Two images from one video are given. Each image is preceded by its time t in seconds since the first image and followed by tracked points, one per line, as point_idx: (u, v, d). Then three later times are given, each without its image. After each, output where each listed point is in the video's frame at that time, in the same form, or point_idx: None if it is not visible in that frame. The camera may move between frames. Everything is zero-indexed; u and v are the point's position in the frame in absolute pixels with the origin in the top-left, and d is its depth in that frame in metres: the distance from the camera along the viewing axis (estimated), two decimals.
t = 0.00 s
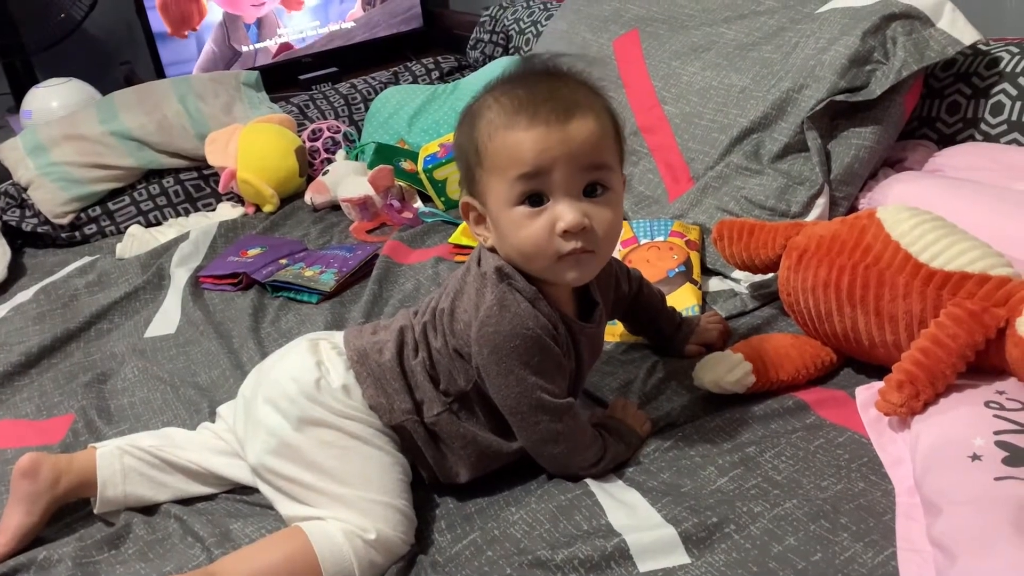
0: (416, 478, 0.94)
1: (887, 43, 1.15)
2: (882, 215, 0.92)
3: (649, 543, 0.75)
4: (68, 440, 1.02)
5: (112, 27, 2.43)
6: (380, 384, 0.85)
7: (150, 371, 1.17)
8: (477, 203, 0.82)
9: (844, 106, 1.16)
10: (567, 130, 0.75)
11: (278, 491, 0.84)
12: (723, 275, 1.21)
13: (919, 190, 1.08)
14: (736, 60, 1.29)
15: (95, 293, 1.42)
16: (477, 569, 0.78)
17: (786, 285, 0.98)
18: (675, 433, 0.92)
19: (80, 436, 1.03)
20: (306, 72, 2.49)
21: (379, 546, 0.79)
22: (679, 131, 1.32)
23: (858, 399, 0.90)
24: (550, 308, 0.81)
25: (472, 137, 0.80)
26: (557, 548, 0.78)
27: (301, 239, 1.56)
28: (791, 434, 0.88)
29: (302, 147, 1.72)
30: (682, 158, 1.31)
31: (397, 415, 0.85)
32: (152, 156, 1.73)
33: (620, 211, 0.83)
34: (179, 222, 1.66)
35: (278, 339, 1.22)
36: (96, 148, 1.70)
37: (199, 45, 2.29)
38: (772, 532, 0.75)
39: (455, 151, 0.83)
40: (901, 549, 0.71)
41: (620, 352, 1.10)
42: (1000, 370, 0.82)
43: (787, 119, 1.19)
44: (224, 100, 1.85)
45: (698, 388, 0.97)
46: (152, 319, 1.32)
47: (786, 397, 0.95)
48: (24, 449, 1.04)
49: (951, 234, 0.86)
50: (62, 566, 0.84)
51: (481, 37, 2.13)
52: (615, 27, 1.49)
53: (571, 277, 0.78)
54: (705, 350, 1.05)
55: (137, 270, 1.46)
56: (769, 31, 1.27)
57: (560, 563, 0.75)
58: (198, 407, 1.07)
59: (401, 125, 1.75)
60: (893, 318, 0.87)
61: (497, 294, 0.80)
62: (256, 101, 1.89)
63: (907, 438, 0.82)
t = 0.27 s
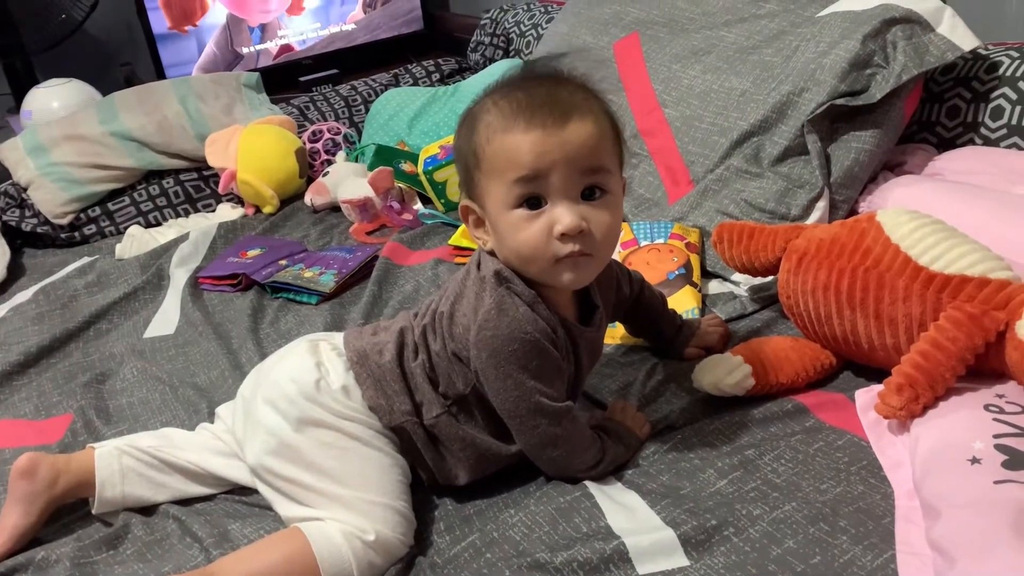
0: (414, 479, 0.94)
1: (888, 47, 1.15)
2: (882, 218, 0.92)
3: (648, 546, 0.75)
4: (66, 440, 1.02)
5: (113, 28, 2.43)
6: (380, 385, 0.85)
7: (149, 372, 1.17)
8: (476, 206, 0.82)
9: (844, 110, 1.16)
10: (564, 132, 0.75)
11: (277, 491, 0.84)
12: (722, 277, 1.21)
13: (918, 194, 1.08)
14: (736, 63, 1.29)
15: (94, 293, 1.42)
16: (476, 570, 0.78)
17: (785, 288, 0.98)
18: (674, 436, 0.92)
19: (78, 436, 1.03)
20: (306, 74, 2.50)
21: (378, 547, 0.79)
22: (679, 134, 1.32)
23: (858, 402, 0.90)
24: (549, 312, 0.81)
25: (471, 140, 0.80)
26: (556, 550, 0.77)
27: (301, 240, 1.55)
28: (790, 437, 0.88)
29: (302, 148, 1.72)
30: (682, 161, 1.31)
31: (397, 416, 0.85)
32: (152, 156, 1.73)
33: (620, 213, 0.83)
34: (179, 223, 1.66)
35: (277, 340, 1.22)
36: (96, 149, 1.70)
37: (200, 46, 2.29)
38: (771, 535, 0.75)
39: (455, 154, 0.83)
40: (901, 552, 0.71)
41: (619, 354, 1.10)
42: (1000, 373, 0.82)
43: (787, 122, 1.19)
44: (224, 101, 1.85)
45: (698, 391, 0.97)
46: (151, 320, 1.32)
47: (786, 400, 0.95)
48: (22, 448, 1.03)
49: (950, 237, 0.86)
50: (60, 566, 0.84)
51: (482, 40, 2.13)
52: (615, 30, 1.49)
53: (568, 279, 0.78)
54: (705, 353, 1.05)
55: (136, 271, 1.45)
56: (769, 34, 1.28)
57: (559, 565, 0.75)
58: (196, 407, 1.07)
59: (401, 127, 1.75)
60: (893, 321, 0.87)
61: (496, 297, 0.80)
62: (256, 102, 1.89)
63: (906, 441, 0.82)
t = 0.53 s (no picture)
0: (414, 482, 0.94)
1: (888, 51, 1.15)
2: (882, 222, 0.92)
3: (648, 549, 0.75)
4: (66, 441, 1.02)
5: (115, 30, 2.44)
6: (381, 387, 0.85)
7: (148, 373, 1.17)
8: (471, 211, 0.82)
9: (844, 114, 1.16)
10: (556, 138, 0.75)
11: (276, 492, 0.84)
12: (722, 281, 1.21)
13: (919, 198, 1.08)
14: (737, 67, 1.29)
15: (94, 294, 1.42)
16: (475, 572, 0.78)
17: (785, 292, 0.98)
18: (674, 439, 0.92)
19: (78, 437, 1.03)
20: (308, 77, 2.50)
21: (377, 548, 0.79)
22: (679, 137, 1.32)
23: (857, 405, 0.90)
24: (546, 316, 0.81)
25: (465, 146, 0.80)
26: (556, 553, 0.77)
27: (302, 242, 1.56)
28: (790, 440, 0.88)
29: (303, 150, 1.72)
30: (683, 165, 1.31)
31: (397, 417, 0.85)
32: (153, 158, 1.73)
33: (616, 217, 0.83)
34: (180, 224, 1.66)
35: (277, 341, 1.22)
36: (97, 150, 1.70)
37: (201, 48, 2.29)
38: (771, 539, 0.75)
39: (450, 160, 0.83)
40: (900, 556, 0.71)
41: (619, 357, 1.10)
42: (1000, 377, 0.82)
43: (787, 126, 1.20)
44: (226, 102, 1.85)
45: (697, 394, 0.97)
46: (151, 321, 1.32)
47: (786, 404, 0.95)
48: (21, 449, 1.03)
49: (951, 242, 0.86)
50: (59, 567, 0.84)
51: (483, 43, 2.13)
52: (616, 34, 1.50)
53: (563, 284, 0.78)
54: (706, 356, 1.05)
55: (137, 272, 1.46)
56: (770, 38, 1.28)
57: (558, 567, 0.75)
58: (196, 409, 1.07)
59: (402, 130, 1.75)
60: (892, 325, 0.87)
61: (492, 302, 0.79)
62: (257, 104, 1.89)
63: (906, 445, 0.82)
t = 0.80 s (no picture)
0: (415, 482, 0.94)
1: (890, 53, 1.15)
2: (885, 224, 0.92)
3: (649, 551, 0.75)
4: (68, 440, 1.02)
5: (118, 30, 2.44)
6: (382, 388, 0.86)
7: (150, 373, 1.17)
8: (475, 216, 0.83)
9: (846, 116, 1.16)
10: (557, 145, 0.75)
11: (277, 491, 0.84)
12: (724, 283, 1.21)
13: (922, 200, 1.08)
14: (739, 69, 1.29)
15: (96, 294, 1.42)
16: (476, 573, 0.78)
17: (787, 294, 0.98)
18: (676, 441, 0.92)
19: (80, 437, 1.04)
20: (310, 78, 2.50)
21: (378, 548, 0.79)
22: (681, 139, 1.32)
23: (859, 407, 0.90)
24: (547, 322, 0.81)
25: (469, 151, 0.80)
26: (557, 554, 0.77)
27: (304, 243, 1.56)
28: (792, 442, 0.88)
29: (305, 151, 1.72)
30: (685, 167, 1.31)
31: (399, 418, 0.85)
32: (155, 158, 1.73)
33: (621, 225, 0.82)
34: (182, 224, 1.66)
35: (279, 342, 1.22)
36: (100, 150, 1.70)
37: (204, 50, 2.29)
38: (772, 541, 0.75)
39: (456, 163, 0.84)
40: (902, 558, 0.71)
41: (621, 359, 1.10)
42: (1003, 380, 0.82)
43: (790, 128, 1.20)
44: (228, 103, 1.85)
45: (698, 396, 0.97)
46: (153, 321, 1.32)
47: (787, 406, 0.95)
48: (23, 448, 1.04)
49: (953, 244, 0.86)
50: (61, 566, 0.84)
51: (485, 45, 2.13)
52: (619, 35, 1.50)
53: (562, 292, 0.78)
54: (708, 358, 1.05)
55: (139, 272, 1.46)
56: (772, 40, 1.28)
57: (559, 568, 0.75)
58: (198, 408, 1.07)
59: (404, 131, 1.76)
60: (895, 327, 0.87)
61: (494, 307, 0.80)
62: (260, 105, 1.89)
63: (908, 448, 0.82)
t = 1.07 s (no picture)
0: (416, 483, 0.94)
1: (892, 54, 1.15)
2: (887, 225, 0.92)
3: (651, 552, 0.75)
4: (69, 440, 1.02)
5: (120, 30, 2.44)
6: (382, 389, 0.85)
7: (151, 372, 1.17)
8: (480, 222, 0.82)
9: (848, 117, 1.16)
10: (568, 161, 0.75)
11: (277, 492, 0.84)
12: (726, 283, 1.21)
13: (923, 201, 1.08)
14: (741, 70, 1.29)
15: (98, 293, 1.42)
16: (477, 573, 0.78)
17: (789, 295, 0.98)
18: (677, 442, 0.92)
19: (81, 436, 1.03)
20: (311, 77, 2.50)
21: (378, 549, 0.79)
22: (683, 139, 1.32)
23: (861, 408, 0.90)
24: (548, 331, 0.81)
25: (477, 158, 0.80)
26: (558, 554, 0.77)
27: (305, 242, 1.56)
28: (793, 443, 0.88)
29: (307, 151, 1.72)
30: (687, 167, 1.31)
31: (399, 420, 0.85)
32: (157, 158, 1.73)
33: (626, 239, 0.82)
34: (183, 224, 1.66)
35: (280, 341, 1.22)
36: (101, 150, 1.70)
37: (205, 49, 2.29)
38: (774, 542, 0.75)
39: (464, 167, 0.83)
40: (903, 559, 0.70)
41: (622, 360, 1.10)
42: (1005, 382, 0.82)
43: (792, 129, 1.20)
44: (230, 103, 1.85)
45: (700, 397, 0.97)
46: (154, 320, 1.32)
47: (789, 407, 0.94)
48: (24, 448, 1.04)
49: (955, 245, 0.86)
50: (61, 565, 0.84)
51: (486, 45, 2.13)
52: (620, 35, 1.50)
53: (564, 307, 0.78)
54: (709, 359, 1.05)
55: (140, 271, 1.46)
56: (774, 41, 1.28)
57: (560, 568, 0.75)
58: (199, 408, 1.07)
59: (405, 131, 1.76)
60: (897, 328, 0.87)
61: (496, 313, 0.79)
62: (261, 104, 1.89)
63: (910, 449, 0.82)
